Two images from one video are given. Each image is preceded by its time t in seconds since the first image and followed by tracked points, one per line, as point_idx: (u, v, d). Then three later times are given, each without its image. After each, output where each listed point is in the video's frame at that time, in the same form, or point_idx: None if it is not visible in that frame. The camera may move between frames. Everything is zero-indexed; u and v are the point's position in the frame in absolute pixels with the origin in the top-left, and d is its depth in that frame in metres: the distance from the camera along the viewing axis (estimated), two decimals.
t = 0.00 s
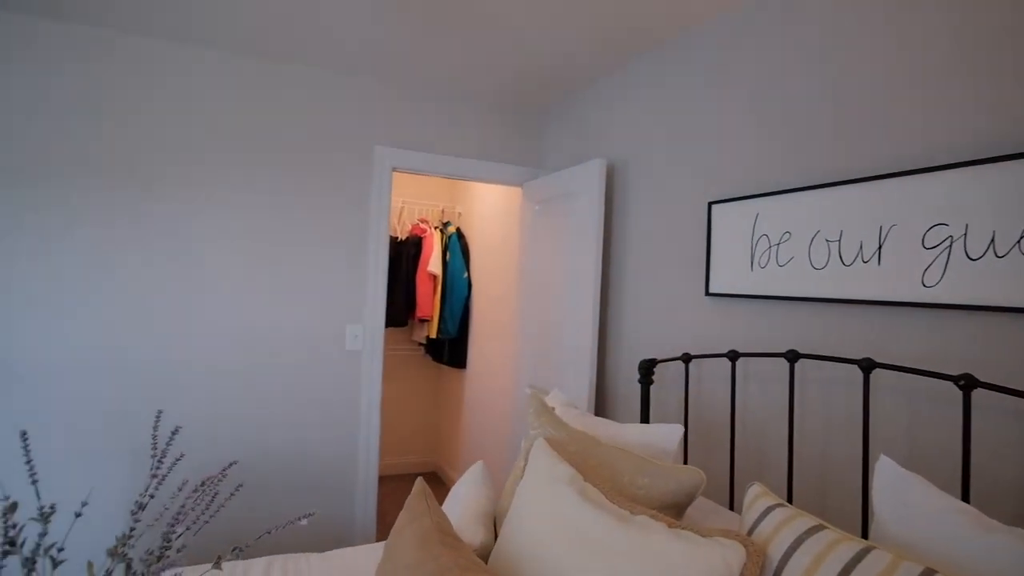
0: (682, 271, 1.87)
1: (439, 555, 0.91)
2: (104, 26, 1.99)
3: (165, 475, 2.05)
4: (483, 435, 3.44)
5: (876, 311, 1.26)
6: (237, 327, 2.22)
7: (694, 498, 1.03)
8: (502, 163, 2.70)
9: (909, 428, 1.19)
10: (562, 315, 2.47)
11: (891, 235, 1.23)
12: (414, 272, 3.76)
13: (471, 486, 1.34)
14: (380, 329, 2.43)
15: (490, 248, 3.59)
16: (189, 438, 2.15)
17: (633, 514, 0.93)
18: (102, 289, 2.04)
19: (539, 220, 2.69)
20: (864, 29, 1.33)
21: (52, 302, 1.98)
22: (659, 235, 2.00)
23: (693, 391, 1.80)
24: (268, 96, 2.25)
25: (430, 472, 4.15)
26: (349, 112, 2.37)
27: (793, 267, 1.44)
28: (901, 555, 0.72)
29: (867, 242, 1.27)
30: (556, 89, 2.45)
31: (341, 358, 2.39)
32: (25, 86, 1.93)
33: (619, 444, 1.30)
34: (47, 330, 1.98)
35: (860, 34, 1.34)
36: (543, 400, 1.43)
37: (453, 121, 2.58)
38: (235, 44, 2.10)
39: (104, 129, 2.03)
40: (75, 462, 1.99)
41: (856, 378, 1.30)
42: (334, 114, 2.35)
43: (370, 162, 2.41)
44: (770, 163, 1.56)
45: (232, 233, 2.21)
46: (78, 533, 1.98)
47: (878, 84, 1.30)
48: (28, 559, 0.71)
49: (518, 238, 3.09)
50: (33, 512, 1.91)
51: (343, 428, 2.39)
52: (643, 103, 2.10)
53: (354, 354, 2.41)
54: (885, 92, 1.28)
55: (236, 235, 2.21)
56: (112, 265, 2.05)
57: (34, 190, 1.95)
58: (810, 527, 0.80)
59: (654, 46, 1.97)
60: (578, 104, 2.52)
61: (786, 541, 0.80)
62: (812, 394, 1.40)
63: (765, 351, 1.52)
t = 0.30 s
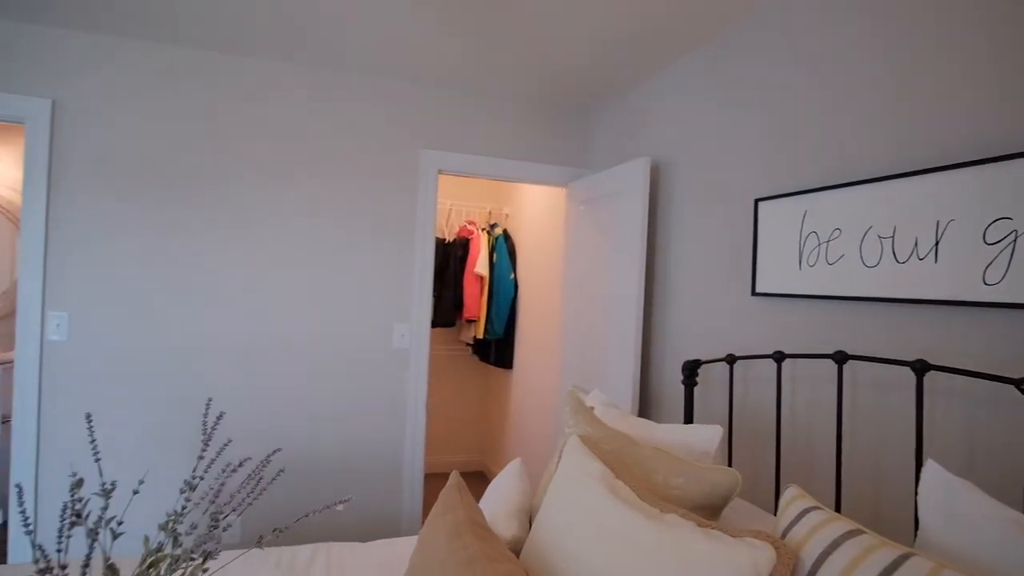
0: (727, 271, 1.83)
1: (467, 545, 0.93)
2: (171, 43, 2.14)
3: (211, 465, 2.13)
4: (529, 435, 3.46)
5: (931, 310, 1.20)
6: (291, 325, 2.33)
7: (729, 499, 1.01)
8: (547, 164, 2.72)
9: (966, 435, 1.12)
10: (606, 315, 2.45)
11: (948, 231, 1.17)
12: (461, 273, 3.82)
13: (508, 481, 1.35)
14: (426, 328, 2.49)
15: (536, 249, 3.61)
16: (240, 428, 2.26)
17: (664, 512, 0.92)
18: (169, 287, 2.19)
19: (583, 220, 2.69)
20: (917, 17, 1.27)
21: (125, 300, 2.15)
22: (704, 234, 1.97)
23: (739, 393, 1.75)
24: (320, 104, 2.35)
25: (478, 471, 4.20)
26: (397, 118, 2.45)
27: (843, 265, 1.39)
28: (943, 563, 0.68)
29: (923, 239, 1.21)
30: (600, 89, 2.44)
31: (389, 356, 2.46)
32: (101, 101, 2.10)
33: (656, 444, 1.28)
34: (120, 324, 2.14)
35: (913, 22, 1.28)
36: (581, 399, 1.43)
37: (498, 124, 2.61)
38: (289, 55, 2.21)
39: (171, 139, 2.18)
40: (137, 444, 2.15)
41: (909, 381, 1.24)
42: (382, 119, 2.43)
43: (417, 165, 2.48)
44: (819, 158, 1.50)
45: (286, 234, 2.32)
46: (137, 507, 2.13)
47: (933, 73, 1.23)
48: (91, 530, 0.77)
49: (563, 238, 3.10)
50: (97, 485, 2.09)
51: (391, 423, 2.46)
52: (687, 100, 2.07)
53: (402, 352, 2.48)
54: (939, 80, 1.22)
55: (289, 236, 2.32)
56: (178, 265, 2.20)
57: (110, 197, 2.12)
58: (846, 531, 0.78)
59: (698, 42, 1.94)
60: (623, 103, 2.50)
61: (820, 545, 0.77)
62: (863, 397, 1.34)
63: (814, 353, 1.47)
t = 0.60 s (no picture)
0: (770, 270, 1.80)
1: (498, 531, 0.96)
2: (228, 56, 2.27)
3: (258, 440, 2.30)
4: (571, 435, 3.46)
5: (983, 308, 1.16)
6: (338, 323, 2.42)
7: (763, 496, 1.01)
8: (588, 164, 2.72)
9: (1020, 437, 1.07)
10: (647, 315, 2.44)
11: (1003, 225, 1.12)
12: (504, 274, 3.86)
13: (544, 475, 1.37)
14: (468, 327, 2.55)
15: (579, 249, 3.61)
16: (290, 420, 2.37)
17: (692, 506, 0.92)
18: (226, 286, 2.33)
19: (625, 220, 2.68)
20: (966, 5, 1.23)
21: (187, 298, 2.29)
22: (746, 233, 1.94)
23: (781, 394, 1.72)
24: (366, 110, 2.44)
25: (521, 470, 4.23)
26: (441, 121, 2.51)
27: (891, 261, 1.35)
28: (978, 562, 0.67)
29: (976, 234, 1.16)
30: (641, 89, 2.43)
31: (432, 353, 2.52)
32: (164, 113, 2.25)
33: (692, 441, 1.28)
34: (182, 319, 2.29)
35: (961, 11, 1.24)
36: (617, 396, 1.44)
37: (539, 125, 2.64)
38: (336, 63, 2.30)
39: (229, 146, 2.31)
40: (195, 430, 2.29)
41: (960, 381, 1.19)
42: (426, 124, 2.50)
43: (460, 167, 2.54)
44: (865, 152, 1.46)
45: (334, 236, 2.41)
46: (193, 486, 2.29)
47: (983, 63, 1.19)
48: (154, 503, 0.84)
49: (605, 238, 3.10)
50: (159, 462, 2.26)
51: (433, 420, 2.52)
52: (729, 98, 2.04)
53: (445, 350, 2.54)
54: (992, 70, 1.17)
55: (337, 238, 2.42)
56: (235, 265, 2.33)
57: (174, 201, 2.27)
58: (879, 528, 0.76)
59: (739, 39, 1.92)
60: (664, 102, 2.49)
61: (851, 541, 0.76)
62: (911, 397, 1.30)
63: (859, 353, 1.43)
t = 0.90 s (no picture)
0: (809, 269, 1.78)
1: (531, 518, 0.99)
2: (278, 66, 2.39)
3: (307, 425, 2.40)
4: (610, 434, 3.47)
5: None
6: (380, 321, 2.51)
7: (794, 491, 1.01)
8: (627, 165, 2.72)
9: None
10: (686, 314, 2.43)
11: None
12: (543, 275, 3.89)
13: (578, 468, 1.40)
14: (507, 326, 2.59)
15: (618, 250, 3.62)
16: (336, 413, 2.47)
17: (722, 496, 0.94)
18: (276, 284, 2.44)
19: (663, 219, 2.68)
20: None
21: (240, 296, 2.42)
22: (785, 232, 1.91)
23: (821, 394, 1.70)
24: (407, 115, 2.52)
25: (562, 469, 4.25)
26: (479, 125, 2.57)
27: (935, 259, 1.31)
28: (1008, 557, 0.66)
29: None
30: (679, 88, 2.42)
31: (471, 352, 2.58)
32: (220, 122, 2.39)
33: (726, 437, 1.28)
34: (236, 316, 2.42)
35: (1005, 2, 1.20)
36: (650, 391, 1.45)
37: (577, 126, 2.66)
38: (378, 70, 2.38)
39: (279, 152, 2.43)
40: (248, 419, 2.42)
41: (1005, 380, 1.16)
42: (465, 127, 2.56)
43: (498, 169, 2.59)
44: (907, 147, 1.43)
45: (377, 237, 2.50)
46: (245, 474, 2.41)
47: None
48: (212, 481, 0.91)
49: (643, 238, 3.10)
50: (218, 444, 2.41)
51: (472, 416, 2.58)
52: (767, 95, 2.02)
53: (484, 348, 2.59)
54: None
55: (380, 239, 2.51)
56: (285, 266, 2.44)
57: (228, 205, 2.41)
58: (909, 522, 0.76)
59: (777, 36, 1.90)
60: (703, 101, 2.47)
61: (879, 534, 0.77)
62: (955, 398, 1.27)
63: (901, 352, 1.40)
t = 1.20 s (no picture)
0: (842, 268, 1.77)
1: (560, 506, 1.03)
2: (318, 75, 2.49)
3: (347, 414, 2.52)
4: (643, 434, 3.47)
5: None
6: (415, 320, 2.58)
7: (821, 485, 1.03)
8: (659, 166, 2.73)
9: None
10: (719, 314, 2.43)
11: None
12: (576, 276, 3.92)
13: (608, 462, 1.43)
14: (538, 325, 2.64)
15: (651, 250, 3.62)
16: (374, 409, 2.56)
17: (747, 488, 0.96)
18: (317, 285, 2.54)
19: (695, 219, 2.68)
20: None
21: (283, 296, 2.53)
22: (818, 232, 1.90)
23: (854, 394, 1.69)
24: (441, 121, 2.59)
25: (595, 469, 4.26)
26: (511, 129, 2.62)
27: (970, 258, 1.30)
28: None
29: None
30: (710, 88, 2.42)
31: (504, 351, 2.63)
32: (264, 131, 2.51)
33: (755, 434, 1.30)
34: (279, 315, 2.53)
35: None
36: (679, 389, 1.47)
37: (609, 128, 2.68)
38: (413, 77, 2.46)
39: (319, 159, 2.53)
40: (291, 413, 2.52)
41: None
42: (498, 131, 2.62)
43: (530, 172, 2.64)
44: (941, 145, 1.41)
45: (412, 238, 2.58)
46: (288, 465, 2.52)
47: None
48: (261, 465, 0.97)
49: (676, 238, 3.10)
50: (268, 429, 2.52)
51: (505, 413, 2.63)
52: (799, 95, 2.02)
53: (517, 347, 2.64)
54: None
55: (415, 241, 2.59)
56: (325, 267, 2.54)
57: (272, 209, 2.52)
58: (930, 514, 0.78)
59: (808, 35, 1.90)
60: (735, 101, 2.47)
61: (900, 526, 0.78)
62: (991, 398, 1.26)
63: (936, 352, 1.39)
